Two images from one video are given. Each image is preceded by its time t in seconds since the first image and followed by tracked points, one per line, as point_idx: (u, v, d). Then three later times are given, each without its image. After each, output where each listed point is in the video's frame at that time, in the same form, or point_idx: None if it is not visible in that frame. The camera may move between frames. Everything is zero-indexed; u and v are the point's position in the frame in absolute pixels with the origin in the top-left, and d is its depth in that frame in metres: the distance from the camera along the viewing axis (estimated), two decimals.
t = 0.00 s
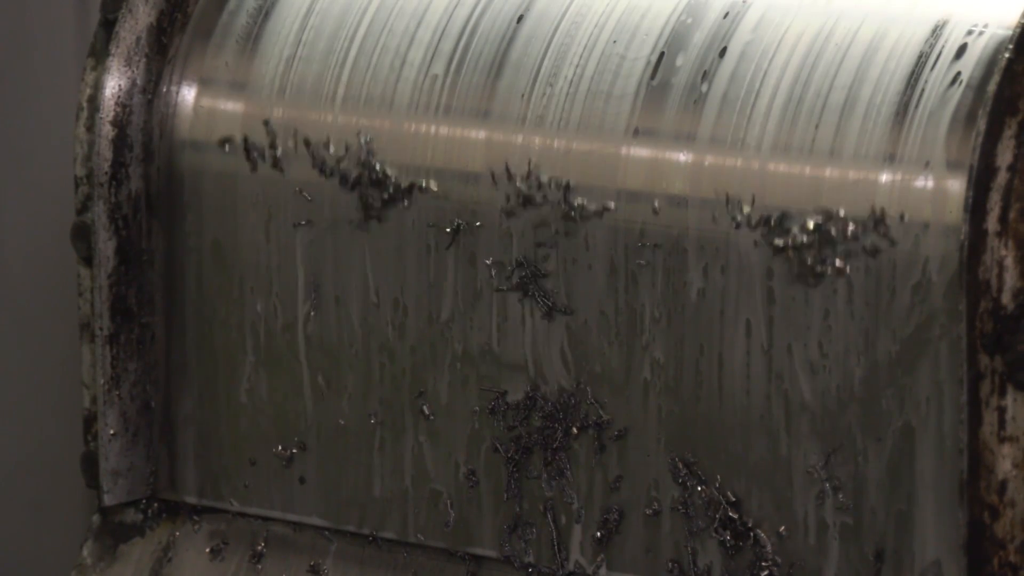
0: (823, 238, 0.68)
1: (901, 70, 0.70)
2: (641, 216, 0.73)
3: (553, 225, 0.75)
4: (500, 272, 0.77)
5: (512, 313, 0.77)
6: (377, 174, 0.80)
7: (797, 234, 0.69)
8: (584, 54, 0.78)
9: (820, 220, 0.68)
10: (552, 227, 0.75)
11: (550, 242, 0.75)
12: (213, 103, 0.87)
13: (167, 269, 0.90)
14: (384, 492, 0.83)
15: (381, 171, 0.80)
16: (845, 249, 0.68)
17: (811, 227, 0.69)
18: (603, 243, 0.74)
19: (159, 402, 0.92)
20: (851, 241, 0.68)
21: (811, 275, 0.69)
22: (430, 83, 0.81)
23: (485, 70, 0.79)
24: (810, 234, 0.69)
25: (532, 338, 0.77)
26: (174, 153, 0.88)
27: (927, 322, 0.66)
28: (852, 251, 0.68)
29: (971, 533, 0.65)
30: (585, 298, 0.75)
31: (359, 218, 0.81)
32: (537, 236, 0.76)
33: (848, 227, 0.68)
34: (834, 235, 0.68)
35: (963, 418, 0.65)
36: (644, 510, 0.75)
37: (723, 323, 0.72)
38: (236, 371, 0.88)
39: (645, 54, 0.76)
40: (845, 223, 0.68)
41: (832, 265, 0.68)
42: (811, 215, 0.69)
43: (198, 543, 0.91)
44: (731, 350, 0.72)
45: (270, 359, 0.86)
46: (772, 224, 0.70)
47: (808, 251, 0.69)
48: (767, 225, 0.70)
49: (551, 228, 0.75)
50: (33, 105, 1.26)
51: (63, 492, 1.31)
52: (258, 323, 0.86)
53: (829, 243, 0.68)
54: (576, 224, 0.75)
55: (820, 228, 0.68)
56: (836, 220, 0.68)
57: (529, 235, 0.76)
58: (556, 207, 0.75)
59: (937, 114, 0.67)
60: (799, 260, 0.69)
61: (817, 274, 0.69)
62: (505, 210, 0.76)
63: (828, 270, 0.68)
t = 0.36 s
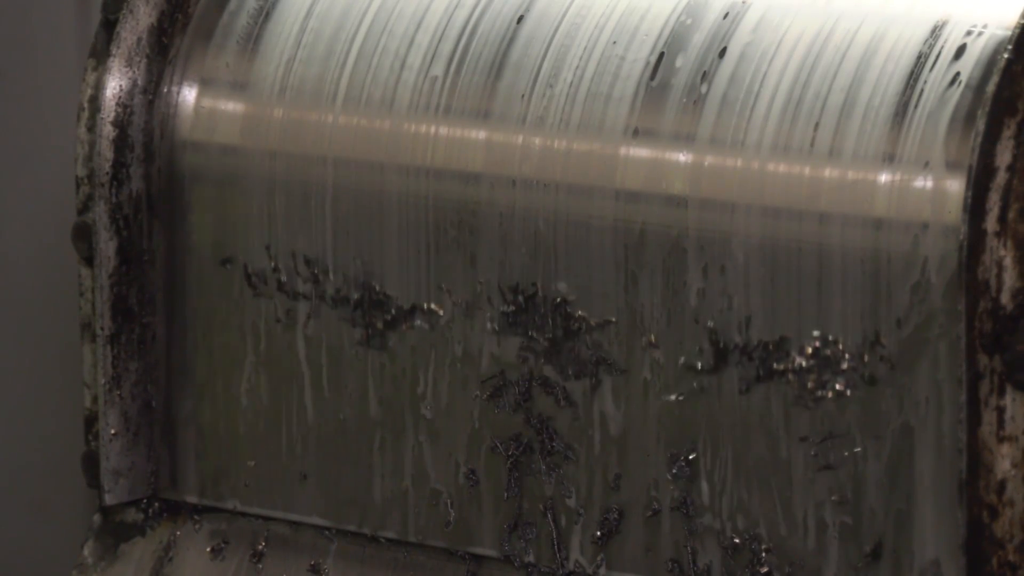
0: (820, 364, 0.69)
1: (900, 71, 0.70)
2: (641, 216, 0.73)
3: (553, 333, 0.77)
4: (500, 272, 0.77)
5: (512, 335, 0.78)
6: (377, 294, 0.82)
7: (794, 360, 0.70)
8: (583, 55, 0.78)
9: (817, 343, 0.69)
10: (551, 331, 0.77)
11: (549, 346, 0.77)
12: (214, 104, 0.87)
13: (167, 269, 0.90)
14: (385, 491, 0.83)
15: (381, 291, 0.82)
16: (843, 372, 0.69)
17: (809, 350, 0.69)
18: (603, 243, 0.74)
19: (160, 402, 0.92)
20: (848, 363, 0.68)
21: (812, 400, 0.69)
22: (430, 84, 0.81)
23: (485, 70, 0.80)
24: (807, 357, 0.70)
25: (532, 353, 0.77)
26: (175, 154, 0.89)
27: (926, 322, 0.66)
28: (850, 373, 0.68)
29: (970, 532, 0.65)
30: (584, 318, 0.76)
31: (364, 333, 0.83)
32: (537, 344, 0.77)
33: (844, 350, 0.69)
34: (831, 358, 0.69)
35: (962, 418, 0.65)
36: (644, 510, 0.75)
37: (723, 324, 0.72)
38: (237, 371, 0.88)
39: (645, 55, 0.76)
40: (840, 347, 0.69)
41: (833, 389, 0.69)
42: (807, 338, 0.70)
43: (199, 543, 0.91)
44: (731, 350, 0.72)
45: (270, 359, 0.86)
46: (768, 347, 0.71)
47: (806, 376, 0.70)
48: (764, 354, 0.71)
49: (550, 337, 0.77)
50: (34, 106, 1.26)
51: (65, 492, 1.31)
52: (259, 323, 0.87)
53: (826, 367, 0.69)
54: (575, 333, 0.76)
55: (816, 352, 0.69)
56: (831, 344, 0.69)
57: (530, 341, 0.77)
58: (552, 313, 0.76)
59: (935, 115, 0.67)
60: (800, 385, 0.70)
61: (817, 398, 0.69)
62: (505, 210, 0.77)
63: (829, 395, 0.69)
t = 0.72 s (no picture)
0: (818, 418, 0.70)
1: (899, 72, 0.70)
2: (640, 216, 0.73)
3: (555, 362, 0.77)
4: (501, 272, 0.77)
5: (512, 366, 0.78)
6: (377, 374, 0.83)
7: (792, 415, 0.70)
8: (583, 55, 0.78)
9: (815, 398, 0.70)
10: (552, 359, 0.77)
11: (551, 374, 0.78)
12: (214, 104, 0.88)
13: (168, 269, 0.91)
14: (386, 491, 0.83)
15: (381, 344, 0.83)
16: (841, 425, 0.69)
17: (807, 405, 0.70)
18: (603, 243, 0.74)
19: (161, 402, 0.92)
20: (846, 417, 0.69)
21: (812, 454, 0.70)
22: (430, 85, 0.81)
23: (485, 71, 0.80)
24: (805, 412, 0.70)
25: (532, 371, 0.78)
26: (176, 154, 0.89)
27: (925, 322, 0.66)
28: (848, 424, 0.69)
29: (969, 532, 0.65)
30: (584, 343, 0.76)
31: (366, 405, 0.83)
32: (538, 375, 0.78)
33: (841, 403, 0.69)
34: (829, 411, 0.69)
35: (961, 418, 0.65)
36: (644, 510, 0.75)
37: (722, 324, 0.72)
38: (237, 371, 0.88)
39: (645, 56, 0.76)
40: (837, 400, 0.69)
41: (832, 442, 0.69)
42: (805, 393, 0.70)
43: (199, 542, 0.91)
44: (730, 350, 0.72)
45: (271, 359, 0.87)
46: (767, 404, 0.71)
47: (806, 430, 0.70)
48: (763, 412, 0.71)
49: (550, 365, 0.77)
50: (36, 106, 1.26)
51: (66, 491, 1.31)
52: (259, 323, 0.87)
53: (825, 420, 0.69)
54: (575, 360, 0.77)
55: (815, 405, 0.70)
56: (829, 398, 0.69)
57: (532, 377, 0.78)
58: (553, 342, 0.77)
59: (934, 115, 0.67)
60: (799, 440, 0.70)
61: (817, 451, 0.70)
62: (505, 210, 0.77)
63: (828, 448, 0.69)
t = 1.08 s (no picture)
0: (818, 434, 0.70)
1: (898, 72, 0.70)
2: (640, 216, 0.73)
3: (555, 366, 0.78)
4: (501, 272, 0.78)
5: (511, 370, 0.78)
6: (377, 409, 0.83)
7: (791, 431, 0.71)
8: (582, 56, 0.78)
9: (814, 414, 0.70)
10: (552, 363, 0.78)
11: (551, 378, 0.78)
12: (215, 104, 0.88)
13: (169, 270, 0.91)
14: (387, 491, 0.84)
15: (380, 351, 0.83)
16: (840, 438, 0.69)
17: (806, 421, 0.70)
18: (604, 243, 0.74)
19: (161, 401, 0.92)
20: (845, 431, 0.69)
21: (812, 469, 0.70)
22: (431, 85, 0.81)
23: (485, 71, 0.80)
24: (804, 427, 0.70)
25: (531, 373, 0.78)
26: (177, 154, 0.89)
27: (924, 323, 0.66)
28: (847, 437, 0.69)
29: (968, 531, 0.65)
30: (585, 344, 0.76)
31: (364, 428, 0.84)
32: (538, 380, 0.78)
33: (841, 417, 0.69)
34: (829, 426, 0.70)
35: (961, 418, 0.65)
36: (644, 510, 0.76)
37: (722, 324, 0.72)
38: (238, 371, 0.88)
39: (645, 56, 0.76)
40: (836, 415, 0.69)
41: (831, 456, 0.70)
42: (804, 408, 0.70)
43: (200, 541, 0.92)
44: (730, 351, 0.72)
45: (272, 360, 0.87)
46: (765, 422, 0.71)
47: (805, 446, 0.70)
48: (762, 414, 0.71)
49: (550, 368, 0.78)
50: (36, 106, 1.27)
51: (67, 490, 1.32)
52: (261, 325, 0.87)
53: (824, 436, 0.70)
54: (575, 363, 0.77)
55: (813, 421, 0.70)
56: (828, 413, 0.69)
57: (531, 382, 0.78)
58: (553, 347, 0.77)
59: (934, 116, 0.67)
60: (799, 456, 0.70)
61: (817, 466, 0.70)
62: (505, 211, 0.77)
63: (828, 462, 0.70)
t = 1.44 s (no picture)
0: (817, 450, 0.70)
1: (897, 73, 0.70)
2: (639, 217, 0.74)
3: (555, 369, 0.78)
4: (501, 273, 0.78)
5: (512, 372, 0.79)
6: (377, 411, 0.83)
7: (791, 447, 0.71)
8: (582, 56, 0.78)
9: (814, 430, 0.70)
10: (552, 367, 0.78)
11: (552, 382, 0.78)
12: (216, 105, 0.88)
13: (170, 270, 0.91)
14: (387, 490, 0.84)
15: (380, 352, 0.83)
16: (840, 455, 0.70)
17: (806, 437, 0.70)
18: (604, 243, 0.75)
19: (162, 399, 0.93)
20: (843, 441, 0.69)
21: (812, 483, 0.71)
22: (431, 86, 0.81)
23: (485, 72, 0.80)
24: (804, 443, 0.71)
25: (531, 375, 0.78)
26: (178, 155, 0.89)
27: (923, 323, 0.66)
28: (847, 453, 0.69)
29: (967, 530, 0.65)
30: (585, 345, 0.76)
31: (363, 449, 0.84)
32: (539, 384, 0.78)
33: (841, 434, 0.69)
34: (829, 443, 0.70)
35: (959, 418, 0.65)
36: (644, 510, 0.76)
37: (721, 324, 0.72)
38: (240, 371, 0.89)
39: (645, 57, 0.77)
40: (836, 432, 0.70)
41: (831, 472, 0.70)
42: (804, 424, 0.70)
43: (201, 541, 0.92)
44: (730, 351, 0.72)
45: (273, 360, 0.87)
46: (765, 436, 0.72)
47: (805, 461, 0.71)
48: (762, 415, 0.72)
49: (551, 372, 0.78)
50: (37, 107, 1.27)
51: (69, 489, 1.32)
52: (261, 325, 0.87)
53: (824, 452, 0.70)
54: (575, 367, 0.77)
55: (813, 438, 0.70)
56: (827, 430, 0.70)
57: (531, 386, 0.79)
58: (553, 351, 0.77)
59: (932, 116, 0.67)
60: (798, 472, 0.71)
61: (817, 481, 0.70)
62: (505, 211, 0.77)
63: (827, 478, 0.70)
